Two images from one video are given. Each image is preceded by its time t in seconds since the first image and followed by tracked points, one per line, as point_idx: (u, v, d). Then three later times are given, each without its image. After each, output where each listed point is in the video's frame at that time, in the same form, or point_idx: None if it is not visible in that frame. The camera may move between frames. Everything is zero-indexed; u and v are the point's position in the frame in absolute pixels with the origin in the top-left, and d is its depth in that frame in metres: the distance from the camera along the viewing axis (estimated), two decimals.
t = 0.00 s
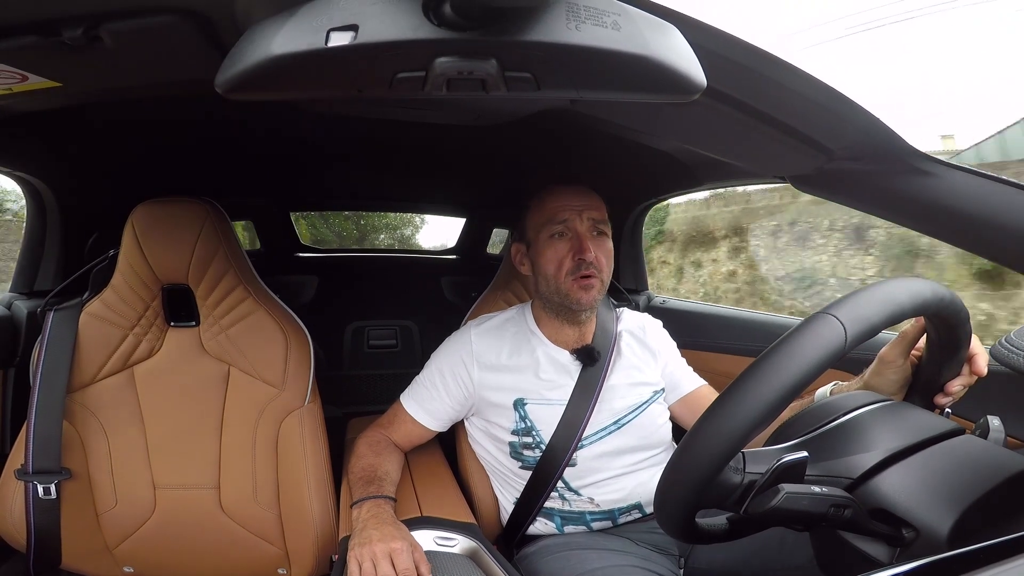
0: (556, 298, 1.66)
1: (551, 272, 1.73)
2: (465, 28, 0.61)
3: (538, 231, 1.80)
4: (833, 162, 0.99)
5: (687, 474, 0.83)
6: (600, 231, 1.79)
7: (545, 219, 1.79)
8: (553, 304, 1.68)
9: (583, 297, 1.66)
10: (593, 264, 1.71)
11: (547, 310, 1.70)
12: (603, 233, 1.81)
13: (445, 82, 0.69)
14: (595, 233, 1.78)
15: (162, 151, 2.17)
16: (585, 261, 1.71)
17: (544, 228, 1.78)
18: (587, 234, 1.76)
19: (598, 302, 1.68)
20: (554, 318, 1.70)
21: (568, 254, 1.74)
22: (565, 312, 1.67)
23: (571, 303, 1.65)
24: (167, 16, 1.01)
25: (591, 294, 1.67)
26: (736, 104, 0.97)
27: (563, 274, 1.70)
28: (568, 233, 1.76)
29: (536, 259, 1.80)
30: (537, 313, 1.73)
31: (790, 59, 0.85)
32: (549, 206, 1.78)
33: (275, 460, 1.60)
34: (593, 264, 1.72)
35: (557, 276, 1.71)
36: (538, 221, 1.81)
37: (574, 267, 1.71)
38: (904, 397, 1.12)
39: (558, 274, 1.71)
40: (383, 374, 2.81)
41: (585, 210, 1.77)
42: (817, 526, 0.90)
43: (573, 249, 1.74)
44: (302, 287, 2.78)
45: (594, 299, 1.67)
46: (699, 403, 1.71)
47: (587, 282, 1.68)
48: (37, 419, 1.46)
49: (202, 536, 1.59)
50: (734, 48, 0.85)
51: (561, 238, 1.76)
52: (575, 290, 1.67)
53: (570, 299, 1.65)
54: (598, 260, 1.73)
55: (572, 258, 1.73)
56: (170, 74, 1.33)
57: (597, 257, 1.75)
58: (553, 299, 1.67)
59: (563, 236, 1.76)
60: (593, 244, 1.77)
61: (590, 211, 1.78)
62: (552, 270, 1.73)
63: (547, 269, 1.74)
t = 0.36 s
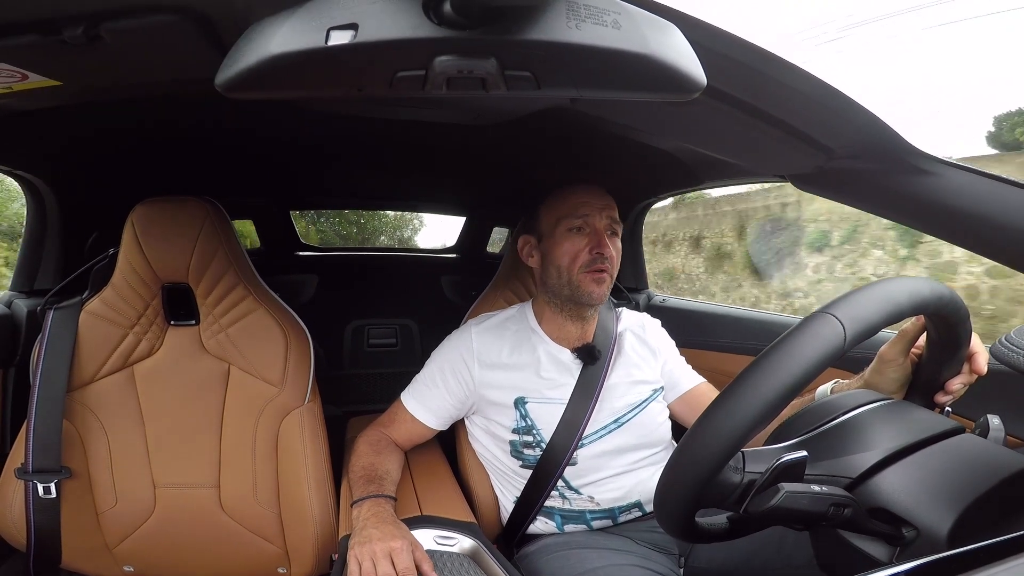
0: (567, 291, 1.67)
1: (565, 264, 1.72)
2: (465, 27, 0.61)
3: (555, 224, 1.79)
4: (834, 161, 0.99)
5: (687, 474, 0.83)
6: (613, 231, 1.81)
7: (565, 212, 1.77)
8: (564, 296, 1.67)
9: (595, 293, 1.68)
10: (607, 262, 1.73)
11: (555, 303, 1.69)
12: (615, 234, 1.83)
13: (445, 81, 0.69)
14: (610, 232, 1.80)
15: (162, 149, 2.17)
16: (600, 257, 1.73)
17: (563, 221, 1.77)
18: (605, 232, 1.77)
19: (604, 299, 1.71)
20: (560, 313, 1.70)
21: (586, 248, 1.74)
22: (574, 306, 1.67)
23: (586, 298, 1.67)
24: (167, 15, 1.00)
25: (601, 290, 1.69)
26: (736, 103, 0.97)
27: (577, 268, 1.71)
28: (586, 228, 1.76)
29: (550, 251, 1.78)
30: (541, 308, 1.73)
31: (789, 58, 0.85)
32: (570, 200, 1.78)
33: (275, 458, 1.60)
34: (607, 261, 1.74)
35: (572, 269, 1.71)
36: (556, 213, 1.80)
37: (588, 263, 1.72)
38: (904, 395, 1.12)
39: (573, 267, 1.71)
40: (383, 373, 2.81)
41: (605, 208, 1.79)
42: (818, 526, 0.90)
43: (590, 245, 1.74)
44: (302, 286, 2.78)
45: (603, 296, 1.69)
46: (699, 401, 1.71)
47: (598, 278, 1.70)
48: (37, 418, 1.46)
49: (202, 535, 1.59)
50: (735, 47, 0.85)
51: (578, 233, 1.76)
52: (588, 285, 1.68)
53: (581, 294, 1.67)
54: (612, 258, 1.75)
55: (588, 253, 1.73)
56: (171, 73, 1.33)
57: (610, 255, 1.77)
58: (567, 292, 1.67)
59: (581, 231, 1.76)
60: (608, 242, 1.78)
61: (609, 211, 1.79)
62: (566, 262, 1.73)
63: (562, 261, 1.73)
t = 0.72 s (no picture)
0: (567, 290, 1.67)
1: (566, 262, 1.73)
2: (464, 27, 0.61)
3: (558, 224, 1.80)
4: (834, 161, 0.99)
5: (688, 473, 0.83)
6: (616, 233, 1.82)
7: (568, 212, 1.78)
8: (564, 293, 1.68)
9: (595, 291, 1.68)
10: (610, 262, 1.73)
11: (556, 302, 1.70)
12: (618, 236, 1.83)
13: (445, 82, 0.69)
14: (612, 234, 1.80)
15: (162, 149, 2.17)
16: (602, 257, 1.73)
17: (566, 221, 1.78)
18: (608, 233, 1.78)
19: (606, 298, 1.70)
20: (560, 313, 1.70)
21: (588, 247, 1.74)
22: (575, 304, 1.68)
23: (587, 298, 1.67)
24: (167, 15, 1.00)
25: (602, 289, 1.69)
26: (735, 103, 0.97)
27: (578, 266, 1.71)
28: (589, 228, 1.77)
29: (552, 250, 1.78)
30: (542, 307, 1.74)
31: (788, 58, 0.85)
32: (573, 200, 1.78)
33: (275, 458, 1.60)
34: (610, 261, 1.74)
35: (573, 268, 1.71)
36: (559, 213, 1.80)
37: (590, 261, 1.72)
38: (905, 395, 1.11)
39: (574, 265, 1.71)
40: (383, 373, 2.80)
41: (608, 210, 1.79)
42: (818, 526, 0.90)
43: (592, 244, 1.75)
44: (301, 286, 2.78)
45: (604, 295, 1.69)
46: (698, 400, 1.71)
47: (599, 277, 1.70)
48: (36, 419, 1.46)
49: (201, 534, 1.59)
50: (735, 48, 0.85)
51: (581, 233, 1.76)
52: (588, 284, 1.69)
53: (582, 292, 1.67)
54: (614, 259, 1.75)
55: (590, 252, 1.73)
56: (172, 73, 1.33)
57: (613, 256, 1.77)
58: (568, 291, 1.67)
59: (584, 231, 1.76)
60: (611, 243, 1.78)
61: (612, 213, 1.80)
62: (567, 261, 1.73)
63: (564, 260, 1.73)
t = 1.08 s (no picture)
0: (563, 284, 1.68)
1: (563, 257, 1.73)
2: (465, 28, 0.61)
3: (556, 221, 1.80)
4: (834, 162, 0.99)
5: (688, 475, 0.83)
6: (614, 232, 1.82)
7: (566, 210, 1.79)
8: (560, 288, 1.69)
9: (591, 285, 1.68)
10: (607, 258, 1.74)
11: (553, 297, 1.70)
12: (617, 237, 1.83)
13: (445, 82, 0.69)
14: (610, 233, 1.81)
15: (162, 150, 2.17)
16: (599, 253, 1.73)
17: (563, 218, 1.79)
18: (606, 231, 1.78)
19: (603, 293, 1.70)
20: (558, 309, 1.71)
21: (586, 243, 1.74)
22: (571, 299, 1.68)
23: (584, 290, 1.67)
24: (168, 16, 1.00)
25: (599, 284, 1.69)
26: (736, 104, 0.97)
27: (575, 261, 1.72)
28: (586, 225, 1.77)
29: (551, 245, 1.78)
30: (540, 304, 1.74)
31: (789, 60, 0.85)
32: (571, 200, 1.80)
33: (275, 459, 1.60)
34: (607, 257, 1.74)
35: (569, 262, 1.72)
36: (557, 211, 1.81)
37: (586, 257, 1.72)
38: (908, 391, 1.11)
39: (570, 259, 1.72)
40: (383, 374, 2.80)
41: (606, 209, 1.80)
42: (818, 527, 0.90)
43: (590, 241, 1.75)
44: (301, 287, 2.78)
45: (601, 290, 1.69)
46: (697, 399, 1.71)
47: (595, 272, 1.71)
48: (36, 420, 1.46)
49: (201, 535, 1.59)
50: (736, 48, 0.85)
51: (579, 230, 1.76)
52: (584, 278, 1.69)
53: (578, 286, 1.68)
54: (611, 256, 1.75)
55: (587, 248, 1.74)
56: (173, 74, 1.33)
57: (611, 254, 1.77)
58: (565, 286, 1.68)
59: (582, 229, 1.77)
60: (609, 240, 1.79)
61: (610, 212, 1.80)
62: (564, 256, 1.73)
63: (562, 255, 1.74)
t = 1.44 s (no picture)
0: (565, 283, 1.68)
1: (565, 257, 1.73)
2: (464, 28, 0.61)
3: (556, 221, 1.80)
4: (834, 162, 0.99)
5: (688, 475, 0.83)
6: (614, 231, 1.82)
7: (566, 210, 1.79)
8: (562, 287, 1.69)
9: (592, 284, 1.69)
10: (607, 257, 1.74)
11: (554, 297, 1.70)
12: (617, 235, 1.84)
13: (445, 83, 0.69)
14: (610, 232, 1.81)
15: (162, 150, 2.17)
16: (599, 251, 1.74)
17: (564, 218, 1.79)
18: (606, 230, 1.78)
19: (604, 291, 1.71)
20: (559, 309, 1.71)
21: (587, 243, 1.75)
22: (574, 298, 1.68)
23: (585, 289, 1.67)
24: (167, 16, 1.00)
25: (600, 282, 1.70)
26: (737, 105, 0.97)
27: (576, 260, 1.72)
28: (587, 225, 1.77)
29: (551, 245, 1.78)
30: (542, 305, 1.74)
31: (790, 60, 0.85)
32: (572, 199, 1.80)
33: (275, 459, 1.60)
34: (607, 256, 1.75)
35: (571, 261, 1.72)
36: (557, 211, 1.81)
37: (587, 255, 1.73)
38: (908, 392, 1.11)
39: (571, 258, 1.72)
40: (384, 374, 2.81)
41: (606, 208, 1.80)
42: (818, 526, 0.90)
43: (590, 240, 1.75)
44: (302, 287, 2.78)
45: (602, 288, 1.70)
46: (697, 399, 1.71)
47: (596, 271, 1.71)
48: (36, 420, 1.46)
49: (200, 535, 1.59)
50: (738, 50, 0.85)
51: (580, 230, 1.77)
52: (585, 277, 1.70)
53: (579, 285, 1.68)
54: (611, 254, 1.76)
55: (587, 247, 1.74)
56: (173, 75, 1.33)
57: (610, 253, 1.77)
58: (567, 285, 1.68)
59: (583, 228, 1.77)
60: (609, 239, 1.79)
61: (610, 211, 1.81)
62: (565, 255, 1.74)
63: (563, 254, 1.74)
